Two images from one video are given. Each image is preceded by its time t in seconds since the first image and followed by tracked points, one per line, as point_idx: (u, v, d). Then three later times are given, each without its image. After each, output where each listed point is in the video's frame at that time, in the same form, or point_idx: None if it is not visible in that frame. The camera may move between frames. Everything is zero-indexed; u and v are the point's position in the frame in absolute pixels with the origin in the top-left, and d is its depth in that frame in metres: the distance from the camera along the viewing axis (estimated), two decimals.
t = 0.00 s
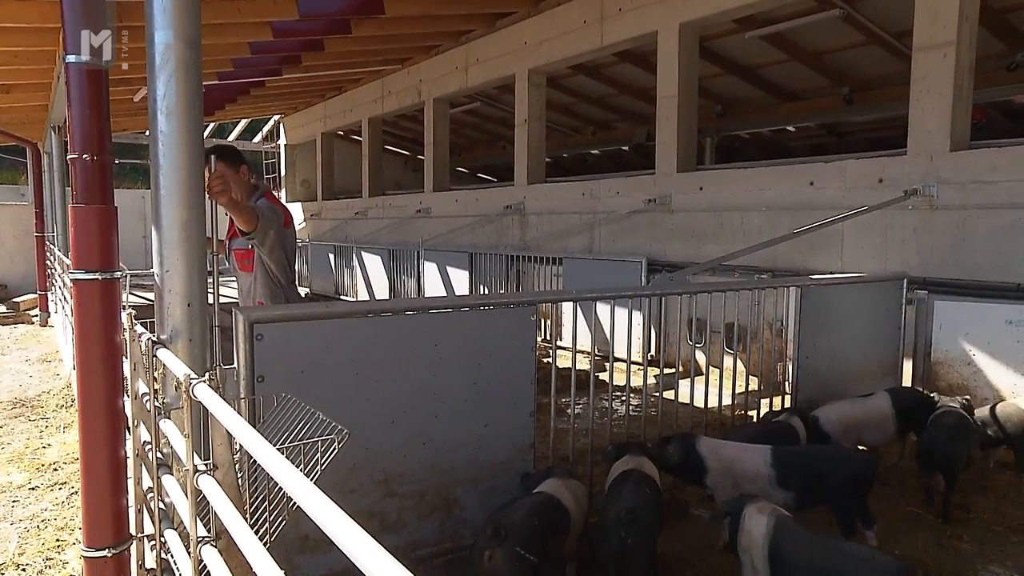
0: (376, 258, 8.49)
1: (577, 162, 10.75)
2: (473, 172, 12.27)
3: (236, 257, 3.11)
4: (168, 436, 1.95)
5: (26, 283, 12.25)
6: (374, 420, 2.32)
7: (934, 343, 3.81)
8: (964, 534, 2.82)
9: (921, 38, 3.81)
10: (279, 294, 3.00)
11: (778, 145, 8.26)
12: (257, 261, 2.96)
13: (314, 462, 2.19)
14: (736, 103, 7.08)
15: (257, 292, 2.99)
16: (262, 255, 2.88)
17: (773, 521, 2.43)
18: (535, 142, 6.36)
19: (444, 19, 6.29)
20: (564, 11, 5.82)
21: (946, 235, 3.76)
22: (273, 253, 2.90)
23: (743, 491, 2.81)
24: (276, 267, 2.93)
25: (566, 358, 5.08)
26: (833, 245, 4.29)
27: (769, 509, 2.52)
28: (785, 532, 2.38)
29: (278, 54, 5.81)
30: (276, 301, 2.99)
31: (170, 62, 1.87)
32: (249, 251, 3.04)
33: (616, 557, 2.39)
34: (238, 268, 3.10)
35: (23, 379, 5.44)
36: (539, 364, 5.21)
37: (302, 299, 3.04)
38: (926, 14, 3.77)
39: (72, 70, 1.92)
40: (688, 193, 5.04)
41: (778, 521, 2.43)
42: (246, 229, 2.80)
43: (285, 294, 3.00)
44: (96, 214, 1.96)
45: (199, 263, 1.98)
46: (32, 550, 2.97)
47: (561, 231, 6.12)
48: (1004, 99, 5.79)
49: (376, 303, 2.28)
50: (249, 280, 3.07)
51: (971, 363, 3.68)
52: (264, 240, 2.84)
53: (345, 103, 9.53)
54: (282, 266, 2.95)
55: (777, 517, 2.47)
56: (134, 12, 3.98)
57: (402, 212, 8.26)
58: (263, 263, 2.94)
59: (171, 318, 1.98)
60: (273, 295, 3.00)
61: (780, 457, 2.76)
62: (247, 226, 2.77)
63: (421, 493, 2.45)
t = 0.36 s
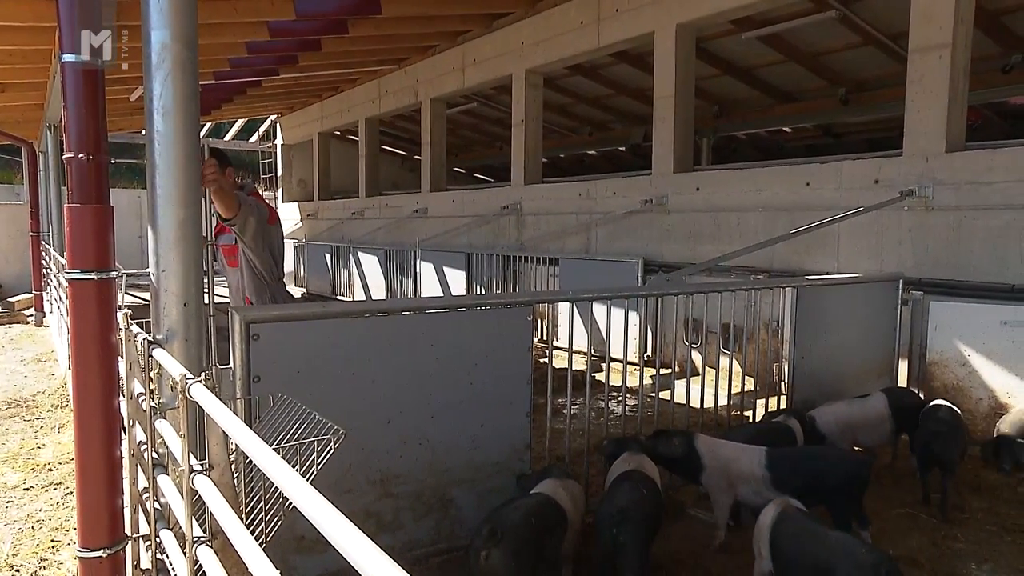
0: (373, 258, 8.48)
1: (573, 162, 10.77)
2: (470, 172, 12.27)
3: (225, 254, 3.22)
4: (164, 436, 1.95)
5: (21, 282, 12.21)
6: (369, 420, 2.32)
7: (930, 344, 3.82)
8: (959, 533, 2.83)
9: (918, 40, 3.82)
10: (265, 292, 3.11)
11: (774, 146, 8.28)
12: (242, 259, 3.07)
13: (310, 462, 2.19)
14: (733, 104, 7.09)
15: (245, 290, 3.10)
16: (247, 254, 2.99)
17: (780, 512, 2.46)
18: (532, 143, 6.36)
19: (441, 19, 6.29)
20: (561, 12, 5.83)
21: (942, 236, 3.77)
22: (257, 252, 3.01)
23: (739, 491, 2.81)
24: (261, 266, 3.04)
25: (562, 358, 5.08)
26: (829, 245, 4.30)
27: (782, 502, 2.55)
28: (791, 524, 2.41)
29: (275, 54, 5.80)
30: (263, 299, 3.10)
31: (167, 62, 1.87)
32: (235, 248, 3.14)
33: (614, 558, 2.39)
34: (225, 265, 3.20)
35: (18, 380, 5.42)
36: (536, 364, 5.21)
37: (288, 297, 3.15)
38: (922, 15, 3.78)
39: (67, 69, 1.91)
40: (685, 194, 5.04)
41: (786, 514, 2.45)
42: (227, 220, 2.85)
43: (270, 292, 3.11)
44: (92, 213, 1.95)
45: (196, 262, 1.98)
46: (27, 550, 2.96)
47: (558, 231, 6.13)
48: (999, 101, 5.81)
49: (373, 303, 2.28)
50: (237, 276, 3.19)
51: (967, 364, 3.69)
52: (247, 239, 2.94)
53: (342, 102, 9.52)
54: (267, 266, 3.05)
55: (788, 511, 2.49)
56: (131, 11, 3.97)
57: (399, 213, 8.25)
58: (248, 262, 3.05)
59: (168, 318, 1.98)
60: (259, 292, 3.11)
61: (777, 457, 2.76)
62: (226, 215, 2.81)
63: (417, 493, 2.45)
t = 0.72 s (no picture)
0: (368, 258, 8.47)
1: (568, 162, 10.77)
2: (465, 172, 12.27)
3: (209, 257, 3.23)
4: (158, 436, 1.95)
5: (14, 283, 12.15)
6: (364, 420, 2.32)
7: (923, 343, 3.83)
8: (952, 531, 2.84)
9: (911, 40, 3.83)
10: (251, 294, 3.10)
11: (768, 146, 8.30)
12: (227, 263, 3.07)
13: (305, 462, 2.19)
14: (727, 104, 7.11)
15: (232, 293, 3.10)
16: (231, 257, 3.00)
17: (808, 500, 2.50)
18: (527, 142, 6.37)
19: (436, 19, 6.28)
20: (556, 12, 5.83)
21: (934, 235, 3.79)
22: (241, 255, 3.02)
23: (734, 490, 2.82)
24: (245, 268, 3.04)
25: (557, 358, 5.08)
26: (823, 245, 4.31)
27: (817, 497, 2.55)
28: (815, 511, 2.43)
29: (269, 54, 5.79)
30: (249, 301, 3.10)
31: (160, 62, 1.87)
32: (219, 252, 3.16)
33: (610, 557, 2.39)
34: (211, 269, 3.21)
35: (11, 381, 5.39)
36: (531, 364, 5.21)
37: (275, 299, 3.15)
38: (915, 15, 3.80)
39: (61, 69, 1.91)
40: (679, 194, 5.05)
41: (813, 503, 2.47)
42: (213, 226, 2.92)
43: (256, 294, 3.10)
44: (85, 214, 1.95)
45: (190, 263, 1.97)
46: (20, 553, 2.94)
47: (553, 231, 6.13)
48: (991, 100, 5.84)
49: (368, 303, 2.28)
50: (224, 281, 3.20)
51: (960, 363, 3.70)
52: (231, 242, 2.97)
53: (337, 102, 9.51)
54: (252, 268, 3.05)
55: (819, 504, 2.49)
56: (124, 11, 3.95)
57: (394, 213, 8.24)
58: (233, 265, 3.05)
59: (162, 319, 1.97)
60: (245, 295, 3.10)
61: (771, 456, 2.77)
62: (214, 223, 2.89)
63: (412, 494, 2.45)
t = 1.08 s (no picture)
0: (366, 258, 8.47)
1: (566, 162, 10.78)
2: (463, 172, 12.26)
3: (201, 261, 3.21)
4: (155, 436, 1.94)
5: (10, 282, 12.12)
6: (361, 420, 2.31)
7: (920, 343, 3.84)
8: (949, 532, 2.85)
9: (909, 41, 3.84)
10: (247, 294, 3.12)
11: (766, 147, 8.30)
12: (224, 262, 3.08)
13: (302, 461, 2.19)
14: (726, 104, 7.11)
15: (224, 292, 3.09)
16: (230, 255, 3.02)
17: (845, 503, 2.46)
18: (525, 143, 6.37)
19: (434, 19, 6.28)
20: (554, 12, 5.83)
21: (931, 236, 3.80)
22: (240, 253, 3.04)
23: (731, 490, 2.82)
24: (244, 267, 3.07)
25: (555, 358, 5.08)
26: (820, 245, 4.32)
27: (853, 502, 2.50)
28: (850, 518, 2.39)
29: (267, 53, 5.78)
30: (244, 301, 3.11)
31: (157, 61, 1.86)
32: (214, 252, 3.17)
33: (608, 557, 2.40)
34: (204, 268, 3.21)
35: (7, 381, 5.38)
36: (529, 364, 5.21)
37: (270, 299, 3.17)
38: (913, 16, 3.80)
39: (57, 67, 1.90)
40: (677, 195, 5.06)
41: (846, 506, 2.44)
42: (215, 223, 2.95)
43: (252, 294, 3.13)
44: (82, 213, 1.94)
45: (188, 263, 1.97)
46: (16, 552, 2.94)
47: (551, 232, 6.13)
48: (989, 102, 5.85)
49: (366, 303, 2.28)
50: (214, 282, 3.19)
51: (957, 363, 3.71)
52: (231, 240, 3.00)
53: (335, 102, 9.50)
54: (249, 267, 3.08)
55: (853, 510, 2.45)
56: (122, 10, 3.94)
57: (392, 213, 8.24)
58: (231, 264, 3.07)
59: (159, 318, 1.97)
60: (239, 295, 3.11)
61: (768, 456, 2.78)
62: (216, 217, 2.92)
63: (410, 493, 2.45)
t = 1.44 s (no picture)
0: (366, 258, 8.47)
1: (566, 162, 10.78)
2: (464, 173, 12.26)
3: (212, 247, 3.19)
4: (154, 436, 1.94)
5: (10, 281, 12.12)
6: (361, 420, 2.31)
7: (920, 344, 3.83)
8: (948, 534, 2.85)
9: (909, 43, 3.84)
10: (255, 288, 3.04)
11: (766, 148, 8.30)
12: (235, 250, 3.01)
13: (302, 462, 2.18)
14: (726, 105, 7.11)
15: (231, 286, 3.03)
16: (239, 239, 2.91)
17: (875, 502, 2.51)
18: (526, 144, 6.37)
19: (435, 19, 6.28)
20: (555, 13, 5.83)
21: (931, 237, 3.80)
22: (250, 240, 2.94)
23: (731, 491, 2.82)
24: (252, 255, 2.97)
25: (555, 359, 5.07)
26: (820, 247, 4.32)
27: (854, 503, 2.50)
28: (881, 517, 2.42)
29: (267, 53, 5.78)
30: (252, 296, 3.04)
31: (158, 61, 1.86)
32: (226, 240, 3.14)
33: (608, 557, 2.40)
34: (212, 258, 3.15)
35: (7, 380, 5.37)
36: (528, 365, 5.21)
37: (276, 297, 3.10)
38: (913, 17, 3.80)
39: (58, 67, 1.90)
40: (677, 196, 5.05)
41: (866, 507, 2.44)
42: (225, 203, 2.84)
43: (259, 289, 3.05)
44: (82, 212, 1.94)
45: (187, 262, 1.97)
46: (15, 552, 2.94)
47: (551, 232, 6.13)
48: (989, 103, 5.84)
49: (366, 303, 2.28)
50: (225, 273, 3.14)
51: (957, 365, 3.71)
52: (240, 223, 2.88)
53: (335, 102, 9.50)
54: (257, 260, 2.98)
55: (873, 511, 2.45)
56: (123, 9, 3.94)
57: (392, 213, 8.25)
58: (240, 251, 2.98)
59: (159, 318, 1.97)
60: (244, 288, 3.02)
61: (768, 457, 2.78)
62: (224, 198, 2.81)
63: (409, 494, 2.45)
